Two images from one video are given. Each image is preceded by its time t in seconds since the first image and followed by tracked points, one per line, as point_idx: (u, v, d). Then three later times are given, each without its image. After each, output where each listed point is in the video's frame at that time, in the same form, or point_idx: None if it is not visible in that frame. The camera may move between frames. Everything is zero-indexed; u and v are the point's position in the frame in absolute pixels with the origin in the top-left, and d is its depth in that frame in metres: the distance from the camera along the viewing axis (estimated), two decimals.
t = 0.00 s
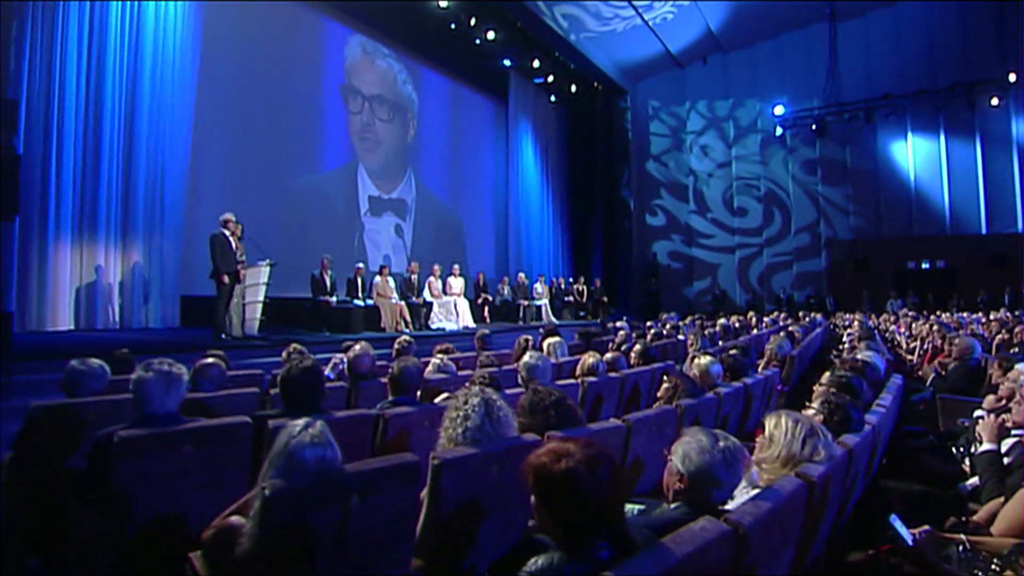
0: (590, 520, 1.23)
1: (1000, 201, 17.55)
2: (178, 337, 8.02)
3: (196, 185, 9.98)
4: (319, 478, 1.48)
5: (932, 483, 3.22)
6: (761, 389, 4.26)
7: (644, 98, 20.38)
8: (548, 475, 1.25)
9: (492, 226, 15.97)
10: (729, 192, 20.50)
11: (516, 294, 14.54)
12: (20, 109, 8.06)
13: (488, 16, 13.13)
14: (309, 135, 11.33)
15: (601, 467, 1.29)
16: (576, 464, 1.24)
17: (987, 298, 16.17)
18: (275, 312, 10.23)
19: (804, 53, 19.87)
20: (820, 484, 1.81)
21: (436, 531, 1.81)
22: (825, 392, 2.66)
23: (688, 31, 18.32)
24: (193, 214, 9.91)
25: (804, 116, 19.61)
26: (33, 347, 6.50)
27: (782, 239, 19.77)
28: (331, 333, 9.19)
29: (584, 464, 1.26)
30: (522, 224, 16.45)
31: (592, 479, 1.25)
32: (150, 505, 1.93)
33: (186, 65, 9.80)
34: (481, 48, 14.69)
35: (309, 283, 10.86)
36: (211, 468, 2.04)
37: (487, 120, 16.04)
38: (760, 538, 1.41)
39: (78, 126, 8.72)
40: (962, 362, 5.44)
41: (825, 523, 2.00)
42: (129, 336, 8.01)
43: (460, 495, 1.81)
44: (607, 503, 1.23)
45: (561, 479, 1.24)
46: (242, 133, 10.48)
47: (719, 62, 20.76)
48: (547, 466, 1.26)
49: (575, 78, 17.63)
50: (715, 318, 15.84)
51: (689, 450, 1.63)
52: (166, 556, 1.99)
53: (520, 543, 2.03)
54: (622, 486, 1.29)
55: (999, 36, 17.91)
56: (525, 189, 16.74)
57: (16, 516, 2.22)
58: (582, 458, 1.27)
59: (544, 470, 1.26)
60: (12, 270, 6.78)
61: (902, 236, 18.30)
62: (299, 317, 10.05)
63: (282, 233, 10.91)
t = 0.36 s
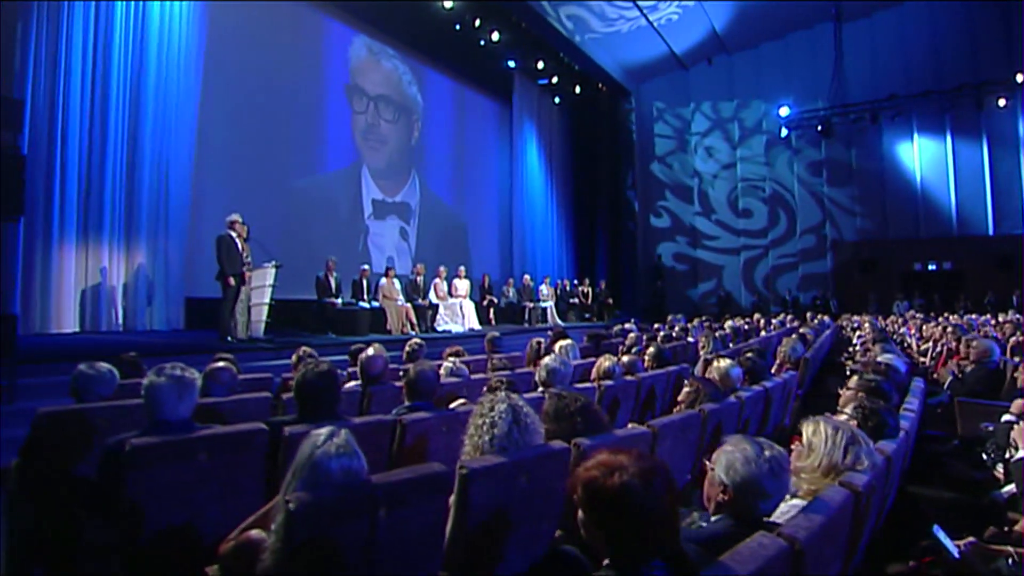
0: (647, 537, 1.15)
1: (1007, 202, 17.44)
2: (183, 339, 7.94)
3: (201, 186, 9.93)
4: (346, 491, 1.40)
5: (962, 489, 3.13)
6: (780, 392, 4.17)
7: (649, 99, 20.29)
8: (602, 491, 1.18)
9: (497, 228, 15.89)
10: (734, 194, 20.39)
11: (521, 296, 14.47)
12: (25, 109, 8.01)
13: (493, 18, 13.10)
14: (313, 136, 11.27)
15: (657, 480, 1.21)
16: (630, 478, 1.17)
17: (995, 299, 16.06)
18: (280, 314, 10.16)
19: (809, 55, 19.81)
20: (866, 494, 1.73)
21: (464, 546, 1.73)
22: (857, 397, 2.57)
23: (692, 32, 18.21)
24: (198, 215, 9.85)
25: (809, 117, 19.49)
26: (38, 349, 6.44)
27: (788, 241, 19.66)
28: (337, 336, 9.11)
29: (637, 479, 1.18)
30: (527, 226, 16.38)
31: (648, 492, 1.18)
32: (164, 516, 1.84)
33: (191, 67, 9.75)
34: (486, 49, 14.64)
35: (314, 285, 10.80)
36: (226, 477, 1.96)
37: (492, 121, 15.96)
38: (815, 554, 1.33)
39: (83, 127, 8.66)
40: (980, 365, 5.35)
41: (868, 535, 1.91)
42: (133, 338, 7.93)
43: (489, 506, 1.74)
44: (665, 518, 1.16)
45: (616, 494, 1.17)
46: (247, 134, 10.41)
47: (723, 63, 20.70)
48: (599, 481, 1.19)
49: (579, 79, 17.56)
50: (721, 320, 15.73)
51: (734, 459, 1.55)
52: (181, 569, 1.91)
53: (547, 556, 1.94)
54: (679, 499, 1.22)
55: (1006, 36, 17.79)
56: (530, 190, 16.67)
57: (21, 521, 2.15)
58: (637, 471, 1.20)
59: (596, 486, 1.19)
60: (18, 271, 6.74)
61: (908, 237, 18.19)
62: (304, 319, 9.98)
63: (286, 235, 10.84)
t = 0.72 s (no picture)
0: (717, 556, 1.12)
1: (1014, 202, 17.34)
2: (186, 339, 7.84)
3: (203, 185, 9.84)
4: (375, 506, 1.31)
5: (993, 494, 3.03)
6: (800, 394, 4.08)
7: (653, 97, 20.20)
8: (665, 507, 1.13)
9: (500, 227, 15.79)
10: (738, 193, 20.28)
11: (525, 296, 14.37)
12: (26, 107, 7.91)
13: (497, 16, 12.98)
14: (317, 135, 11.18)
15: (723, 494, 1.17)
16: (696, 494, 1.13)
17: (1000, 299, 15.97)
18: (284, 313, 10.08)
19: (814, 53, 19.69)
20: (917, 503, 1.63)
21: (493, 559, 1.63)
22: (892, 399, 2.47)
23: (696, 30, 18.12)
24: (200, 214, 9.76)
25: (814, 116, 19.38)
26: (39, 348, 6.35)
27: (792, 240, 19.56)
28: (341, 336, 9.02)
29: (703, 494, 1.14)
30: (530, 225, 16.27)
31: (717, 508, 1.14)
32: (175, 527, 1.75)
33: (193, 65, 9.67)
34: (490, 47, 14.55)
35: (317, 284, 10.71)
36: (240, 485, 1.86)
37: (495, 120, 15.86)
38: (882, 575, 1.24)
39: (84, 126, 8.57)
40: (999, 365, 5.25)
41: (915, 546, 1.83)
42: (136, 338, 7.85)
43: (521, 516, 1.64)
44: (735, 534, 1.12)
45: (683, 511, 1.12)
46: (250, 133, 10.32)
47: (728, 61, 20.59)
48: (662, 498, 1.14)
49: (583, 78, 17.46)
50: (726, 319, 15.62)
51: (785, 469, 1.47)
52: None
53: (576, 567, 1.86)
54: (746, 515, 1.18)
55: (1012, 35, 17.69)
56: (534, 190, 16.55)
57: (29, 532, 2.07)
58: (701, 486, 1.16)
59: (658, 502, 1.14)
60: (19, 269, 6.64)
61: (914, 236, 18.08)
62: (308, 318, 9.88)
63: (290, 234, 10.75)
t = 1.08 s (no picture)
0: None
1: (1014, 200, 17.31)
2: (185, 340, 7.73)
3: (202, 182, 9.73)
4: (400, 526, 1.22)
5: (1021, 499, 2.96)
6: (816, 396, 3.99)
7: (653, 95, 20.10)
8: (732, 534, 1.06)
9: (500, 226, 15.68)
10: (739, 191, 20.21)
11: (526, 295, 14.26)
12: (22, 103, 7.80)
13: (497, 13, 12.84)
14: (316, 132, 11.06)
15: (790, 518, 1.12)
16: (766, 521, 1.06)
17: (1001, 298, 15.92)
18: (284, 313, 9.97)
19: (815, 50, 19.60)
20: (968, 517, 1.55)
21: None
22: (925, 405, 2.37)
23: (696, 27, 18.02)
24: (198, 212, 9.65)
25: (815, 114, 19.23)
26: (35, 350, 6.24)
27: (793, 239, 19.49)
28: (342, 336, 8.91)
29: (772, 520, 1.08)
30: (531, 224, 16.18)
31: (785, 534, 1.07)
32: (181, 543, 1.65)
33: (191, 63, 9.55)
34: (490, 45, 14.46)
35: (318, 283, 10.60)
36: (249, 498, 1.77)
37: (495, 119, 15.75)
38: None
39: (81, 122, 8.45)
40: (1012, 365, 5.18)
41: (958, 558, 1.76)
42: (135, 339, 7.76)
43: (549, 531, 1.56)
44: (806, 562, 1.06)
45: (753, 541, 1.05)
46: (249, 131, 10.20)
47: (728, 59, 20.49)
48: (729, 525, 1.07)
49: (582, 76, 17.36)
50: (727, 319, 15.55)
51: (835, 485, 1.37)
52: None
53: None
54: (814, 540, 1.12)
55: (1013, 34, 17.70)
56: (534, 189, 16.43)
57: (27, 545, 1.98)
58: (769, 511, 1.09)
59: (724, 527, 1.07)
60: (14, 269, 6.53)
61: (915, 235, 18.03)
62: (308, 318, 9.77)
63: (289, 233, 10.63)
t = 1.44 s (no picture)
0: None
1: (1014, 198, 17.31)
2: (183, 340, 7.60)
3: (199, 180, 9.60)
4: (432, 546, 1.12)
5: None
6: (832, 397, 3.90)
7: (652, 93, 20.02)
8: (818, 561, 0.98)
9: (500, 225, 15.57)
10: (739, 190, 20.13)
11: (526, 295, 14.15)
12: (15, 100, 7.66)
13: (496, 10, 12.78)
14: (314, 130, 10.93)
15: (878, 536, 1.03)
16: (858, 545, 0.98)
17: (1002, 296, 15.85)
18: (284, 313, 9.86)
19: (814, 49, 19.55)
20: None
21: None
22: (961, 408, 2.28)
23: (696, 25, 17.97)
24: (195, 211, 9.52)
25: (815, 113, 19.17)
26: (28, 352, 6.10)
27: (793, 237, 19.42)
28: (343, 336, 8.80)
29: (862, 542, 0.99)
30: (530, 223, 16.07)
31: (876, 557, 0.99)
32: (188, 559, 1.55)
33: (188, 59, 9.42)
34: (489, 42, 14.40)
35: (317, 283, 10.48)
36: (260, 509, 1.67)
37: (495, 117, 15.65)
38: None
39: (77, 118, 8.32)
40: None
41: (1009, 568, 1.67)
42: (132, 339, 7.63)
43: (582, 545, 1.47)
44: None
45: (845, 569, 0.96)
46: (246, 128, 10.07)
47: (728, 57, 20.42)
48: (814, 548, 0.98)
49: (581, 74, 17.30)
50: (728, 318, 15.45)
51: (897, 496, 1.28)
52: None
53: None
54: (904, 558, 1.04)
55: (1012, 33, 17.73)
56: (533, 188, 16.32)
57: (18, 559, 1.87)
58: (858, 533, 1.00)
59: (808, 554, 0.98)
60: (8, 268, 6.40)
61: (915, 233, 17.97)
62: (308, 318, 9.67)
63: (287, 231, 10.51)
